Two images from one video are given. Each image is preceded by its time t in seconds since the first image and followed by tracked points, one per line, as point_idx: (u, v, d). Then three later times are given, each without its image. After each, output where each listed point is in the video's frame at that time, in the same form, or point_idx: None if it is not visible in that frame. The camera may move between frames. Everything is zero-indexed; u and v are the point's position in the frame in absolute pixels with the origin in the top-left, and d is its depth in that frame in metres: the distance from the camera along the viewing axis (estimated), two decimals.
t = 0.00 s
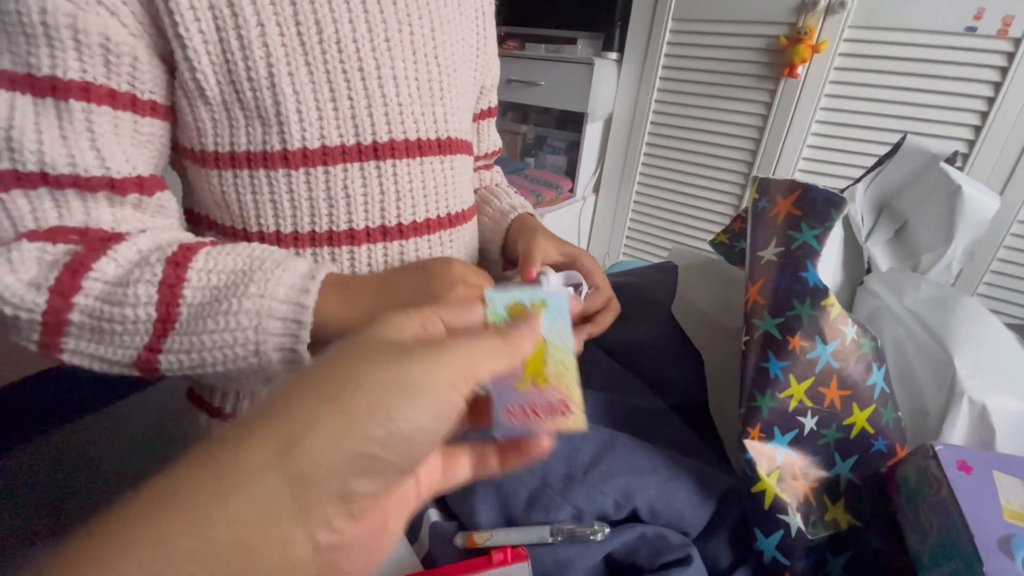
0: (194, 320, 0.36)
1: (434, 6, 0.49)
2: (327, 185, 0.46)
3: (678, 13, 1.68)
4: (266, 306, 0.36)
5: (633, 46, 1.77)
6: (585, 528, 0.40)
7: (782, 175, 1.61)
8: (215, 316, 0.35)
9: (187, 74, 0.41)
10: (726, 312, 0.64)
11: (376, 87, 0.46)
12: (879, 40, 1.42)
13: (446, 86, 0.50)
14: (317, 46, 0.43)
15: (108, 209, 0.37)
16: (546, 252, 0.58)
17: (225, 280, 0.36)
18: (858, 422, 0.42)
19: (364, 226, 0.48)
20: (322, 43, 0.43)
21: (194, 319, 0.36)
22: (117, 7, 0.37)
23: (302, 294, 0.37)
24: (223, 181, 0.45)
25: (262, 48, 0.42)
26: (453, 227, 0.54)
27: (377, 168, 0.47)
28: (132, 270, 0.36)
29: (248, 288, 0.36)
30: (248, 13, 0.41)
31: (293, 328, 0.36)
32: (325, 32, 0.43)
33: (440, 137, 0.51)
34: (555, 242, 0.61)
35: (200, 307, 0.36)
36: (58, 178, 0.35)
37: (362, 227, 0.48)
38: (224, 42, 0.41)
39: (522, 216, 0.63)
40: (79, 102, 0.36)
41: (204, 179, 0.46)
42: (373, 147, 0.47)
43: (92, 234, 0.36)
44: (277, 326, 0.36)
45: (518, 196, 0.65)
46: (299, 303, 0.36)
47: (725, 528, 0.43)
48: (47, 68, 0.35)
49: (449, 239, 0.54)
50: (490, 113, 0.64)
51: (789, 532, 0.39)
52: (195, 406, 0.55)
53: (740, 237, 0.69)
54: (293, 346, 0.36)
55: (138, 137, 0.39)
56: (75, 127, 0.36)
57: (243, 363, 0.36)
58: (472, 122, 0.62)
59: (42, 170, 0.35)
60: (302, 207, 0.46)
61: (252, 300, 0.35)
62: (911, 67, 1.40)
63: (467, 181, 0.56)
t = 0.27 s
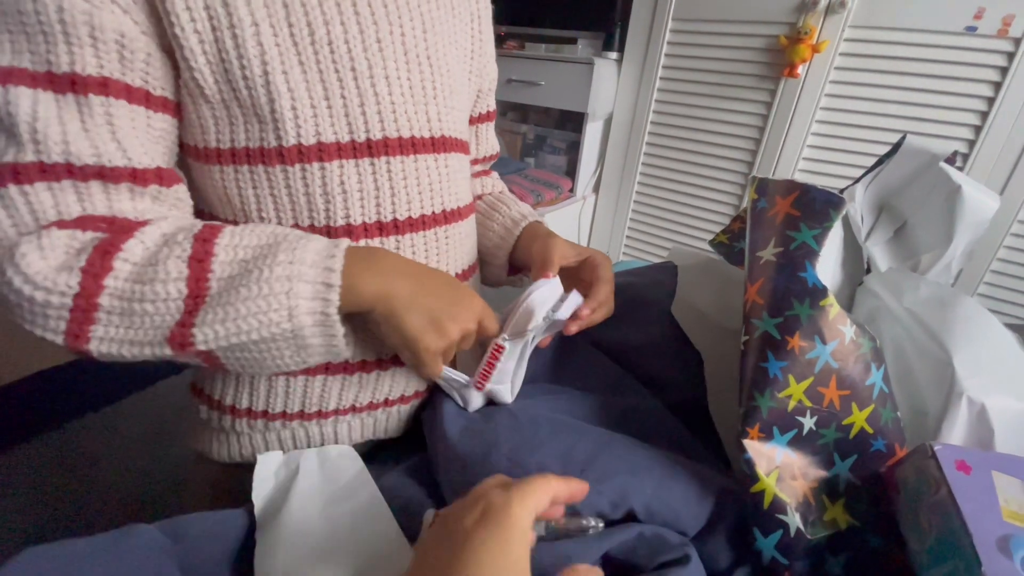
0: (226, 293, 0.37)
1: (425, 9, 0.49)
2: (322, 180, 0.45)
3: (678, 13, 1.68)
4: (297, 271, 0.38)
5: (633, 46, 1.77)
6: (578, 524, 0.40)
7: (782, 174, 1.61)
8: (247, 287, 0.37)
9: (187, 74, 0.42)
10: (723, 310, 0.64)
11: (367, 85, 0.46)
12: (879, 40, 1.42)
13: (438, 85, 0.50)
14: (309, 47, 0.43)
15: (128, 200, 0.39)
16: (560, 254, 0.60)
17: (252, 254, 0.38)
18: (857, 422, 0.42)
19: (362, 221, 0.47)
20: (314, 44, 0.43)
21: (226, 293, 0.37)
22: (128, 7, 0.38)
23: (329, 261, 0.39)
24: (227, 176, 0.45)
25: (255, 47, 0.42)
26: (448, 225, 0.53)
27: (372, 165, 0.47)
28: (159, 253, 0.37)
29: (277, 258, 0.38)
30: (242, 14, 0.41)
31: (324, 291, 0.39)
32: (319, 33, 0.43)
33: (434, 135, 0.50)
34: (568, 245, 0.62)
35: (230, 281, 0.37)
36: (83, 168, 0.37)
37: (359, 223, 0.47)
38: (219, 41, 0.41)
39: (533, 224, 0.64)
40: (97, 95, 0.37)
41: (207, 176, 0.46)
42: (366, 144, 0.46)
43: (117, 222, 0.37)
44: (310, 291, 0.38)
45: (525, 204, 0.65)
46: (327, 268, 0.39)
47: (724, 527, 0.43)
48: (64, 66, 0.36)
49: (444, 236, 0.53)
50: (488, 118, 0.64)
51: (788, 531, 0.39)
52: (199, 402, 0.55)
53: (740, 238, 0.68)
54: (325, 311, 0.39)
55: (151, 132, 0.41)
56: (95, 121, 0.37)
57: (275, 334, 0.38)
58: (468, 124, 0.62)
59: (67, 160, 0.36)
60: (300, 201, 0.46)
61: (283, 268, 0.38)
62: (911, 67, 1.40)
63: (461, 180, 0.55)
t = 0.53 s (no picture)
0: (262, 284, 0.37)
1: (415, 5, 0.48)
2: (310, 174, 0.45)
3: (677, 11, 1.67)
4: (334, 266, 0.38)
5: (632, 43, 1.77)
6: (570, 526, 0.39)
7: (781, 172, 1.60)
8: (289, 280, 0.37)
9: (171, 63, 0.41)
10: (723, 309, 0.64)
11: (353, 79, 0.45)
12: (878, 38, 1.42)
13: (427, 79, 0.49)
14: (296, 42, 0.42)
15: (141, 177, 0.38)
16: (556, 259, 0.60)
17: (286, 247, 0.38)
18: (859, 422, 0.42)
19: (350, 214, 0.47)
20: (301, 39, 0.43)
21: (262, 284, 0.37)
22: None
23: (363, 257, 0.40)
24: (218, 169, 0.45)
25: (240, 40, 0.41)
26: (438, 219, 0.52)
27: (359, 158, 0.46)
28: (188, 242, 0.36)
29: (316, 250, 0.38)
30: (229, 7, 0.40)
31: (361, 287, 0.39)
32: (306, 27, 0.43)
33: (423, 129, 0.49)
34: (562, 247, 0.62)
35: (266, 272, 0.37)
36: (96, 143, 0.36)
37: (348, 215, 0.47)
38: (205, 33, 0.40)
39: (530, 226, 0.63)
40: (105, 73, 0.36)
41: (199, 167, 0.45)
42: (352, 137, 0.45)
43: (140, 203, 0.37)
44: (347, 287, 0.38)
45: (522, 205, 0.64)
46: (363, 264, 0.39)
47: (724, 528, 0.42)
48: (70, 43, 0.35)
49: (434, 229, 0.52)
50: (485, 115, 0.63)
51: (789, 533, 0.39)
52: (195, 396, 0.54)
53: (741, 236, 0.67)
54: (358, 307, 0.39)
55: (154, 117, 0.40)
56: (104, 97, 0.36)
57: (310, 330, 0.38)
58: (461, 122, 0.61)
59: (78, 133, 0.35)
60: (288, 193, 0.45)
61: (322, 261, 0.38)
62: (911, 65, 1.40)
63: (454, 176, 0.54)
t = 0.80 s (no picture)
0: (253, 296, 0.37)
1: (418, 6, 0.48)
2: (309, 170, 0.45)
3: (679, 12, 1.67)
4: (326, 284, 0.38)
5: (634, 44, 1.77)
6: (573, 524, 0.39)
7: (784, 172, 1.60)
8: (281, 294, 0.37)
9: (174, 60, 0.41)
10: (726, 310, 0.63)
11: (355, 77, 0.45)
12: (880, 39, 1.42)
13: (429, 78, 0.49)
14: (301, 41, 0.43)
15: (141, 170, 0.38)
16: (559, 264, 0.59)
17: (281, 260, 0.38)
18: (865, 422, 0.41)
19: (346, 210, 0.47)
20: (305, 38, 0.43)
21: (252, 296, 0.37)
22: None
23: (353, 278, 0.40)
24: (222, 164, 0.45)
25: (245, 37, 0.41)
26: (435, 215, 0.52)
27: (357, 155, 0.46)
28: (189, 245, 0.37)
29: (310, 268, 0.38)
30: (237, 5, 0.41)
31: (349, 308, 0.39)
32: (311, 27, 0.43)
33: (422, 127, 0.49)
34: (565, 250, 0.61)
35: (259, 284, 0.37)
36: (100, 131, 0.36)
37: (344, 211, 0.47)
38: (213, 29, 0.40)
39: (533, 229, 0.63)
40: (116, 64, 0.37)
41: (205, 161, 0.45)
42: (352, 134, 0.45)
43: (140, 196, 0.37)
44: (335, 305, 0.39)
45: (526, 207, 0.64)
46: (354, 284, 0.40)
47: (727, 528, 0.42)
48: (83, 33, 0.36)
49: (432, 225, 0.52)
50: (488, 115, 0.63)
51: (794, 533, 0.39)
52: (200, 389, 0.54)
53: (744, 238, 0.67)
54: (346, 326, 0.39)
55: (160, 110, 0.40)
56: (109, 86, 0.36)
57: (297, 343, 0.38)
58: (464, 122, 0.61)
59: (84, 122, 0.35)
60: (287, 187, 0.45)
61: (314, 279, 0.38)
62: (913, 67, 1.40)
63: (453, 175, 0.54)
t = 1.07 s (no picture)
0: (286, 282, 0.37)
1: (424, 9, 0.48)
2: (315, 163, 0.45)
3: (683, 14, 1.67)
4: (358, 274, 0.39)
5: (638, 46, 1.77)
6: (575, 525, 0.39)
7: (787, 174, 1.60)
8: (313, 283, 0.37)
9: (188, 54, 0.42)
10: (729, 312, 0.63)
11: (362, 76, 0.45)
12: (884, 42, 1.42)
13: (437, 77, 0.50)
14: (310, 39, 0.43)
15: (167, 147, 0.39)
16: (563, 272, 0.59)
17: (311, 249, 0.38)
18: (869, 425, 0.41)
19: (353, 203, 0.47)
20: (315, 36, 0.43)
21: (285, 282, 0.37)
22: None
23: (382, 269, 0.40)
24: (230, 157, 0.45)
25: (256, 35, 0.42)
26: (440, 212, 0.52)
27: (364, 150, 0.46)
28: (224, 229, 0.37)
29: (341, 258, 0.38)
30: (250, 4, 0.41)
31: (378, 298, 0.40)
32: (321, 26, 0.43)
33: (428, 125, 0.49)
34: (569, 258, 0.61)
35: (292, 271, 0.37)
36: (133, 108, 0.37)
37: (350, 206, 0.47)
38: (226, 25, 0.41)
39: (538, 235, 0.62)
40: (145, 47, 0.38)
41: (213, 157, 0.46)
42: (359, 130, 0.46)
43: (174, 175, 0.38)
44: (365, 296, 0.39)
45: (534, 212, 0.64)
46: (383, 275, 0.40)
47: (731, 530, 0.42)
48: (114, 17, 0.37)
49: (437, 222, 0.51)
50: (496, 115, 0.63)
51: (798, 535, 0.39)
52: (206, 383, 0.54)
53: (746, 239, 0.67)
54: (373, 316, 0.40)
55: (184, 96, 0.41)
56: (139, 66, 0.38)
57: (324, 333, 0.38)
58: (474, 122, 0.62)
59: (117, 99, 0.36)
60: (293, 179, 0.45)
61: (346, 270, 0.38)
62: (917, 69, 1.39)
63: (459, 174, 0.54)
